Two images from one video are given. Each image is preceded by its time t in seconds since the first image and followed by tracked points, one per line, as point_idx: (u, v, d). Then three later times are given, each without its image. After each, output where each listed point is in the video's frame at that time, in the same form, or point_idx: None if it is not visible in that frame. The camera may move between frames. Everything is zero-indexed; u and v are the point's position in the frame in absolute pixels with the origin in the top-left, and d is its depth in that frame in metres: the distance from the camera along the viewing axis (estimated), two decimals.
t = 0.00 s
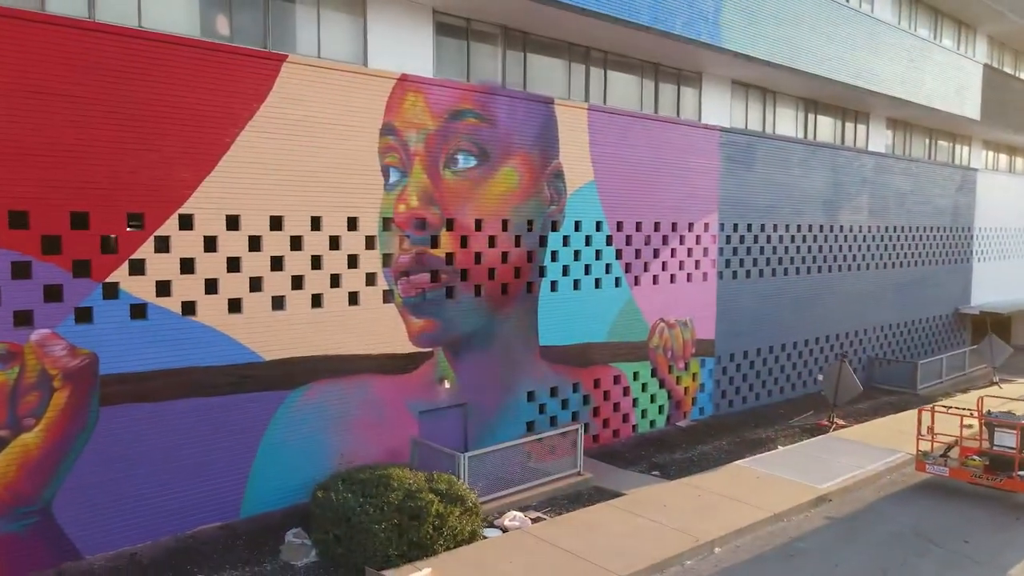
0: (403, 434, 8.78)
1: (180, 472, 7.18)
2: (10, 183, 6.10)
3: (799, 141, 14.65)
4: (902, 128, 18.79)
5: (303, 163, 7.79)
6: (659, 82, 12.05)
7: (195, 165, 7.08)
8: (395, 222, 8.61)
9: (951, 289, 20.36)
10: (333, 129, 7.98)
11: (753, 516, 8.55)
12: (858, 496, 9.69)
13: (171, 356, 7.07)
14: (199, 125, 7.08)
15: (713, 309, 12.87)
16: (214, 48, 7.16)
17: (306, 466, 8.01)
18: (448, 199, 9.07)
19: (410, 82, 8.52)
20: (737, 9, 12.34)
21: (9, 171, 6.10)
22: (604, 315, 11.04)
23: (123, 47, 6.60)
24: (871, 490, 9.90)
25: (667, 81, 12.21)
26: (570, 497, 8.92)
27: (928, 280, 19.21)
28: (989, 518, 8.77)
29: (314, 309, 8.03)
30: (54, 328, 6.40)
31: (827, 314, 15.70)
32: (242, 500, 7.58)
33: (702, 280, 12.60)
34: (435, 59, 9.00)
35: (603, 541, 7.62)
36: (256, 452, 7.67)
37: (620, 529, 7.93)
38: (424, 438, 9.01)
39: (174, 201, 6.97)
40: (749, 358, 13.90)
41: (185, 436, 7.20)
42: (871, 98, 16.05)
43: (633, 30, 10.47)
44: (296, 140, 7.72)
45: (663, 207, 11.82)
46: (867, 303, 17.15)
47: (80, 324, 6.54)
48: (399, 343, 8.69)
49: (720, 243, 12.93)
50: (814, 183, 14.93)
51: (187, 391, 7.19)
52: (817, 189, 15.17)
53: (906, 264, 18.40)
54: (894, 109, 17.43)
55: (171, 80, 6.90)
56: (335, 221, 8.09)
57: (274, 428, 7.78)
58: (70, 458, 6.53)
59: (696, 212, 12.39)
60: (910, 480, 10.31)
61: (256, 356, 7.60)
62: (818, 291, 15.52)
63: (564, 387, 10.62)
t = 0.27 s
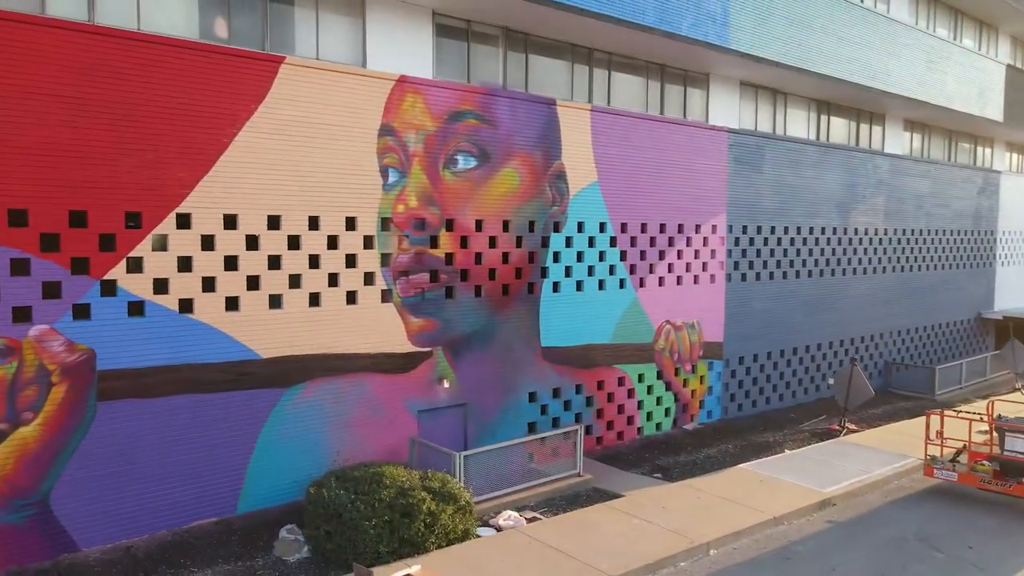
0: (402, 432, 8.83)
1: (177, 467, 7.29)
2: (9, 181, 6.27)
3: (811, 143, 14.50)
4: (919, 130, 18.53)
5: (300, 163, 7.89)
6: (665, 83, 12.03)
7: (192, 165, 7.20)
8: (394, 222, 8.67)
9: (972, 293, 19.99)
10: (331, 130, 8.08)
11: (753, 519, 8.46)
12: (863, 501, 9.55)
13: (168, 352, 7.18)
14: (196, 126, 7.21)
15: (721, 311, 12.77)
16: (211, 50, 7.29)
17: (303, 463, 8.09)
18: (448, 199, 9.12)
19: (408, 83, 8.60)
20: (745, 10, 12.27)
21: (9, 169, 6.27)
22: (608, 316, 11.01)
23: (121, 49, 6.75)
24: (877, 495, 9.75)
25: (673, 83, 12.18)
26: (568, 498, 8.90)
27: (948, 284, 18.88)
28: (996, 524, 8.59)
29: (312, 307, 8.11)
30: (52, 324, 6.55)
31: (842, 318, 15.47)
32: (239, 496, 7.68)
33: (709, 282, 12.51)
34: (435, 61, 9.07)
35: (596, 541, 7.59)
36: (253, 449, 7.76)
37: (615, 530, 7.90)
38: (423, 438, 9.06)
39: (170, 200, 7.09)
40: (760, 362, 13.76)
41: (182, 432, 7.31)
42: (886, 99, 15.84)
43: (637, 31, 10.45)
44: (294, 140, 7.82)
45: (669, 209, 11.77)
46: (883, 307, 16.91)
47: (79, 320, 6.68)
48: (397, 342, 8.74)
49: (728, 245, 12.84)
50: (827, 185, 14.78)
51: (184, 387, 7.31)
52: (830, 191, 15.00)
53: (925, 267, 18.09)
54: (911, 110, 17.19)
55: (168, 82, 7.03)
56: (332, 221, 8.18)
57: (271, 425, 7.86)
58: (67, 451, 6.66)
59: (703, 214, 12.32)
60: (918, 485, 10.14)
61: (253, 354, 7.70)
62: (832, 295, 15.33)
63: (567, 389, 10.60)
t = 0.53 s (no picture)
0: (400, 432, 8.87)
1: (174, 463, 7.39)
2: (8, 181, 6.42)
3: (823, 144, 14.34)
4: (937, 130, 18.22)
5: (297, 164, 7.98)
6: (670, 85, 11.99)
7: (190, 166, 7.32)
8: (393, 223, 8.73)
9: (995, 297, 19.60)
10: (327, 129, 8.17)
11: (753, 521, 8.37)
12: (868, 506, 9.40)
13: (166, 350, 7.30)
14: (195, 128, 7.33)
15: (729, 314, 12.67)
16: (211, 53, 7.42)
17: (300, 461, 8.16)
18: (448, 200, 9.16)
19: (407, 85, 8.67)
20: (753, 9, 12.18)
21: (8, 169, 6.42)
22: (611, 317, 10.98)
23: (120, 53, 6.90)
24: (883, 500, 9.58)
25: (680, 84, 12.13)
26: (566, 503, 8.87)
27: (968, 287, 18.53)
28: (1004, 531, 8.41)
29: (310, 306, 8.20)
30: (50, 321, 6.68)
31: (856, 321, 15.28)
32: (235, 493, 7.76)
33: (717, 284, 12.43)
34: (435, 62, 9.14)
35: (589, 543, 7.56)
36: (250, 446, 7.85)
37: (610, 532, 7.85)
38: (422, 438, 9.09)
39: (168, 200, 7.21)
40: (770, 365, 13.61)
41: (179, 429, 7.41)
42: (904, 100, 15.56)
43: (640, 32, 10.42)
44: (291, 141, 7.91)
45: (674, 210, 11.71)
46: (902, 311, 16.62)
47: (77, 318, 6.81)
48: (396, 341, 8.80)
49: (737, 247, 12.73)
50: (840, 187, 14.62)
51: (182, 384, 7.41)
52: (843, 193, 14.80)
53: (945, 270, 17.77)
54: (929, 111, 16.94)
55: (167, 84, 7.16)
56: (330, 220, 8.26)
57: (268, 423, 7.94)
58: (66, 446, 6.79)
59: (709, 215, 12.24)
60: (926, 490, 9.95)
61: (250, 353, 7.79)
62: (846, 297, 15.11)
63: (569, 391, 10.57)
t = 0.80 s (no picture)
0: (399, 432, 8.92)
1: (172, 461, 7.51)
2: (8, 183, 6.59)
3: (835, 145, 14.15)
4: (958, 130, 17.89)
5: (295, 166, 8.06)
6: (676, 86, 11.93)
7: (188, 168, 7.44)
8: (391, 223, 8.79)
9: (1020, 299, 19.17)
10: (326, 130, 8.23)
11: (750, 525, 8.28)
12: (872, 511, 9.25)
13: (164, 349, 7.42)
14: (193, 130, 7.45)
15: (737, 316, 12.55)
16: (209, 56, 7.54)
17: (297, 460, 8.24)
18: (447, 201, 9.20)
19: (405, 87, 8.72)
20: (762, 8, 12.05)
21: (8, 171, 6.58)
22: (615, 319, 10.94)
23: (118, 57, 7.04)
24: (888, 505, 9.42)
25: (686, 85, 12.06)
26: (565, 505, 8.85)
27: (991, 289, 18.14)
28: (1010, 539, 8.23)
29: (308, 306, 8.28)
30: (49, 320, 6.82)
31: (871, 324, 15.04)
32: (232, 491, 7.86)
33: (724, 286, 12.33)
34: (435, 64, 9.19)
35: (581, 544, 7.53)
36: (247, 444, 7.94)
37: (604, 534, 7.82)
38: (421, 438, 9.12)
39: (166, 201, 7.34)
40: (781, 368, 13.45)
41: (177, 426, 7.53)
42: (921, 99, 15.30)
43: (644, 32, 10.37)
44: (288, 143, 8.00)
45: (680, 211, 11.64)
46: (920, 314, 16.33)
47: (76, 317, 6.95)
48: (394, 342, 8.85)
49: (745, 248, 12.62)
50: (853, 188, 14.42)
51: (180, 382, 7.52)
52: (856, 194, 14.59)
53: (966, 272, 17.42)
54: (948, 111, 16.64)
55: (165, 87, 7.29)
56: (328, 221, 8.33)
57: (265, 421, 8.03)
58: (65, 442, 6.94)
59: (717, 216, 12.14)
60: (934, 496, 9.76)
61: (248, 352, 7.88)
62: (860, 299, 14.89)
63: (571, 393, 10.54)
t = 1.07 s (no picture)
0: (397, 431, 8.98)
1: (170, 457, 7.63)
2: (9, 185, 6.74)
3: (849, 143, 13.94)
4: (980, 128, 17.54)
5: (293, 167, 8.15)
6: (682, 85, 11.86)
7: (186, 169, 7.56)
8: (390, 223, 8.84)
9: None
10: (323, 132, 8.32)
11: (747, 527, 8.20)
12: (875, 515, 9.10)
13: (162, 347, 7.54)
14: (191, 132, 7.57)
15: (745, 317, 12.43)
16: (207, 59, 7.64)
17: (294, 457, 8.33)
18: (447, 202, 9.23)
19: (404, 88, 8.78)
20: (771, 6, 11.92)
21: (9, 172, 6.73)
22: (618, 319, 10.90)
23: (117, 60, 7.16)
24: (893, 510, 9.27)
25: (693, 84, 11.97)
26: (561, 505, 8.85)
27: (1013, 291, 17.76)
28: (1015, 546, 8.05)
29: (306, 306, 8.37)
30: (49, 319, 6.98)
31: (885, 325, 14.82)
32: (230, 488, 7.97)
33: (732, 286, 12.22)
34: (434, 66, 9.24)
35: (573, 544, 7.51)
36: (245, 442, 8.05)
37: (597, 535, 7.79)
38: (420, 438, 9.18)
39: (164, 202, 7.46)
40: (791, 370, 13.29)
41: (175, 423, 7.65)
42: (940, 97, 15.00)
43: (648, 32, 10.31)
44: (286, 144, 8.09)
45: (686, 211, 11.56)
46: (937, 315, 16.04)
47: (76, 315, 7.10)
48: (393, 341, 8.91)
49: (754, 248, 12.50)
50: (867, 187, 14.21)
51: (178, 380, 7.64)
52: (871, 193, 14.36)
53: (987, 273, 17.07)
54: (968, 108, 16.31)
55: (164, 90, 7.41)
56: (326, 222, 8.41)
57: (263, 420, 8.13)
58: (64, 438, 7.09)
59: (724, 216, 12.05)
60: (941, 501, 9.58)
61: (245, 351, 7.99)
62: (875, 300, 14.66)
63: (573, 394, 10.53)
